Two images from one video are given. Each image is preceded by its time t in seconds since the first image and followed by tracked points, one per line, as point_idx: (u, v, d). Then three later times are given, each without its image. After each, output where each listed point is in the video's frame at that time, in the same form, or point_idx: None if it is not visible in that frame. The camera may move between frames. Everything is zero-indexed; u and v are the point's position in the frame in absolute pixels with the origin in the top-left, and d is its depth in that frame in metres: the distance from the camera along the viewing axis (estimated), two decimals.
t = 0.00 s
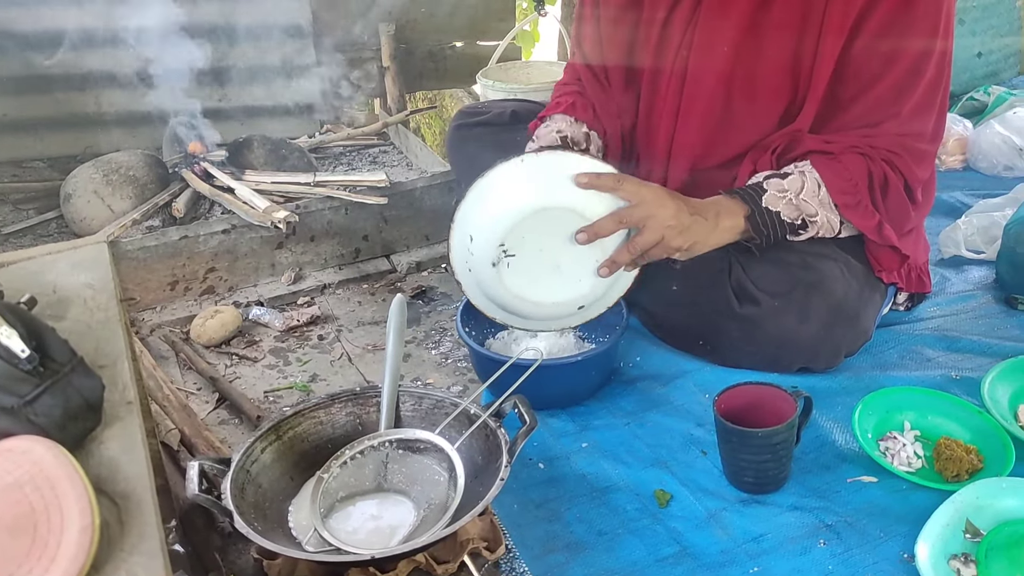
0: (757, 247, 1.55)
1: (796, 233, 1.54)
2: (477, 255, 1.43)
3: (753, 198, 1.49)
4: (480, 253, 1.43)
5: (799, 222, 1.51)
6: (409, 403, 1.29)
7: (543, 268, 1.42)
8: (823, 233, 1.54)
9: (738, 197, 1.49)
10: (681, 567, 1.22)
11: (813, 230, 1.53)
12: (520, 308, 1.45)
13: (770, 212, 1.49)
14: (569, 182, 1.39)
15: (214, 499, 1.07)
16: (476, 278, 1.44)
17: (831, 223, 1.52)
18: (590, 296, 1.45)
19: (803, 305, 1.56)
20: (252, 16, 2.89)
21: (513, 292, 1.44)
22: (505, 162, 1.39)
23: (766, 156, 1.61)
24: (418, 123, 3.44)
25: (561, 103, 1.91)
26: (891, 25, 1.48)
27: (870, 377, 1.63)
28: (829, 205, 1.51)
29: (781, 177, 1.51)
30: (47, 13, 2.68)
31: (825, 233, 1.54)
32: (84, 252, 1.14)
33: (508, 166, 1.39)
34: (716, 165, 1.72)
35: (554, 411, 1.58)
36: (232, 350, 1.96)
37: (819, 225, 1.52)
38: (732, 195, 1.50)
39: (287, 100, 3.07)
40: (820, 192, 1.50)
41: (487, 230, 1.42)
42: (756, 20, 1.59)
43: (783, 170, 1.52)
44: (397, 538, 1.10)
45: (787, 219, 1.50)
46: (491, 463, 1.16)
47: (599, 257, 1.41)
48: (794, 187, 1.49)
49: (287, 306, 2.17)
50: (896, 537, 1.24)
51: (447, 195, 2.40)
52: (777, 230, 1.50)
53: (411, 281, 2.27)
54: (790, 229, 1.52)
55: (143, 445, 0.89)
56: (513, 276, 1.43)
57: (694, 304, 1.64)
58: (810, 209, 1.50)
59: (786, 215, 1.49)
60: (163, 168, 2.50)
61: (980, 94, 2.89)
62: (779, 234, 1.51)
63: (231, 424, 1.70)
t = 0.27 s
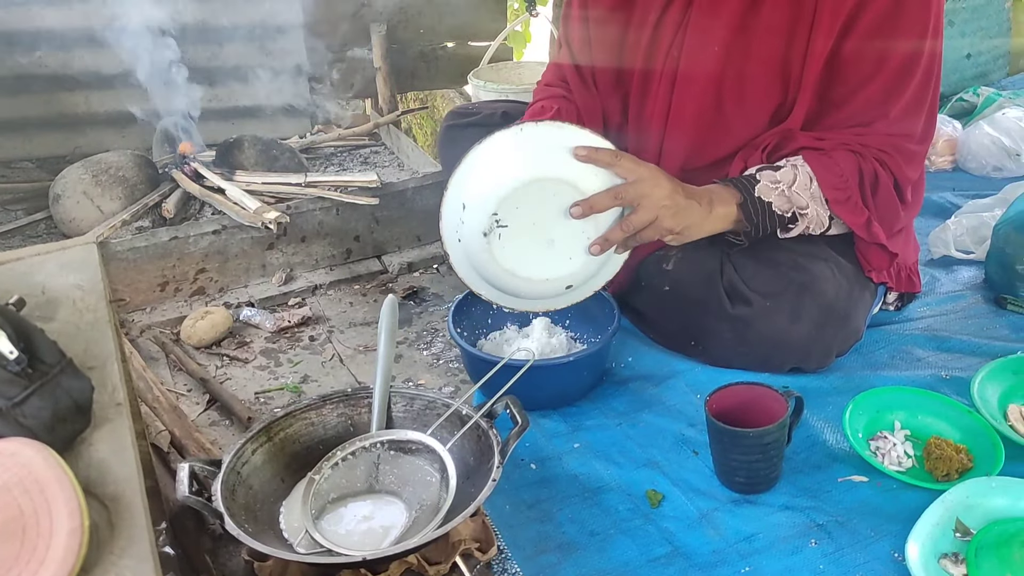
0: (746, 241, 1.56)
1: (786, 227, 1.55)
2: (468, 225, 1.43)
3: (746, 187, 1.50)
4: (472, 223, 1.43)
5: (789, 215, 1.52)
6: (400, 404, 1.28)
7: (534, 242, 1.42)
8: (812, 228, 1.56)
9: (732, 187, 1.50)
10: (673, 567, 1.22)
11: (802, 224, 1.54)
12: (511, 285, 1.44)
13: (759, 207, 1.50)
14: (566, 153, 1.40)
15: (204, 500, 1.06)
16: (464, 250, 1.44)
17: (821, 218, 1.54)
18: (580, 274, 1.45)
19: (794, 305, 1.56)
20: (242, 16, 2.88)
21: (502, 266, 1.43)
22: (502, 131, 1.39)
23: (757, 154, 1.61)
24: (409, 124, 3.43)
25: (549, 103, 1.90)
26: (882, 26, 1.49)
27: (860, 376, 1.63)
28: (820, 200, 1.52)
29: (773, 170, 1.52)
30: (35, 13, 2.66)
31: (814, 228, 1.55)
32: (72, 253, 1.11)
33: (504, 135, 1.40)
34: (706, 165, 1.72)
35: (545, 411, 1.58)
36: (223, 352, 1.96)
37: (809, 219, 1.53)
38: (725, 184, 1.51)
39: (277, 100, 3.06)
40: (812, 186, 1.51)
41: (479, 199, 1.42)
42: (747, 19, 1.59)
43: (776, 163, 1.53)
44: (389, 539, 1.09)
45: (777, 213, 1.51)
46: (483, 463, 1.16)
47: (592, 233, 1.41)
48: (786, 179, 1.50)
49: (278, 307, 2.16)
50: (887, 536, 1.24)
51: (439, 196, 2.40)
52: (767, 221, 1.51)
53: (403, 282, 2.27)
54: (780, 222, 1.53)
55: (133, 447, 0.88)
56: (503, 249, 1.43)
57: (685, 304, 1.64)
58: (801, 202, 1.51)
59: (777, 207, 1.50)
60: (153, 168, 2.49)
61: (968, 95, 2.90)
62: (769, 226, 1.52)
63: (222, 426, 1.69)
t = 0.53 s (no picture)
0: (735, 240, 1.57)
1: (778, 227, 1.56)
2: (462, 211, 1.44)
3: (740, 186, 1.49)
4: (466, 209, 1.43)
5: (781, 214, 1.52)
6: (392, 405, 1.28)
7: (528, 230, 1.43)
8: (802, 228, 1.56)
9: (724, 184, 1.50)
10: (665, 568, 1.22)
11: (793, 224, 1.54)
12: (504, 272, 1.45)
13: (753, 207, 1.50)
14: (563, 144, 1.40)
15: (196, 502, 1.06)
16: (457, 236, 1.45)
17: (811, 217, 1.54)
18: (571, 264, 1.46)
19: (786, 305, 1.57)
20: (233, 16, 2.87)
21: (495, 254, 1.44)
22: (499, 119, 1.38)
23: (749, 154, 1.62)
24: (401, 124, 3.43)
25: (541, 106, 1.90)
26: (870, 27, 1.49)
27: (852, 376, 1.63)
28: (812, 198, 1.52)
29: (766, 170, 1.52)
30: (25, 13, 2.65)
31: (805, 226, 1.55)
32: (63, 254, 1.10)
33: (501, 123, 1.39)
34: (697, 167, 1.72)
35: (538, 411, 1.58)
36: (214, 353, 1.95)
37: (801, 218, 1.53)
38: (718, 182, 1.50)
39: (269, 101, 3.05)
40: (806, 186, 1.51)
41: (475, 186, 1.42)
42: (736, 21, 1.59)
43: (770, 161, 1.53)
44: (381, 540, 1.09)
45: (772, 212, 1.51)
46: (476, 464, 1.16)
47: (586, 224, 1.42)
48: (779, 177, 1.50)
49: (269, 308, 2.15)
50: (878, 535, 1.25)
51: (431, 196, 2.39)
52: (759, 219, 1.51)
53: (395, 282, 2.26)
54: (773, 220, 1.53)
55: (124, 448, 0.88)
56: (496, 236, 1.44)
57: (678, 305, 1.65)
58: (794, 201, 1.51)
59: (770, 205, 1.50)
60: (144, 168, 2.48)
61: (959, 96, 2.91)
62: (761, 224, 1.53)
63: (213, 427, 1.69)
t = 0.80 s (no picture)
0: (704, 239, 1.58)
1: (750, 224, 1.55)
2: (429, 205, 1.36)
3: (713, 176, 1.49)
4: (435, 205, 1.35)
5: (753, 204, 1.51)
6: (386, 405, 1.28)
7: (496, 227, 1.41)
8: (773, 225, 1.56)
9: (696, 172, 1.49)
10: (659, 567, 1.22)
11: (766, 219, 1.54)
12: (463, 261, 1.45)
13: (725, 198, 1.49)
14: (546, 146, 1.34)
15: (189, 503, 1.06)
16: (418, 227, 1.38)
17: (785, 210, 1.53)
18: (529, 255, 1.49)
19: (779, 306, 1.57)
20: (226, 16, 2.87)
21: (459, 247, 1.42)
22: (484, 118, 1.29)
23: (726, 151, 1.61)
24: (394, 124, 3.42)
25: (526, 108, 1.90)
26: (843, 23, 1.50)
27: (845, 376, 1.64)
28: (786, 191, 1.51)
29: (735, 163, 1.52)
30: (17, 13, 2.64)
31: (778, 218, 1.54)
32: (54, 254, 1.10)
33: (483, 121, 1.30)
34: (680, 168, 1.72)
35: (532, 412, 1.58)
36: (207, 353, 1.95)
37: (773, 211, 1.52)
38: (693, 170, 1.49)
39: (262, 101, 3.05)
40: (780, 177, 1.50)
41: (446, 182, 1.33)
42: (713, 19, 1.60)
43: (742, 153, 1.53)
44: (375, 541, 1.08)
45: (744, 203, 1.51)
46: (470, 464, 1.16)
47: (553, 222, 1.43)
48: (752, 167, 1.49)
49: (262, 308, 2.15)
50: (871, 535, 1.25)
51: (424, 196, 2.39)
52: (730, 212, 1.51)
53: (388, 283, 2.26)
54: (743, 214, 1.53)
55: (117, 449, 0.87)
56: (463, 232, 1.40)
57: (671, 305, 1.65)
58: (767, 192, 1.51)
59: (742, 196, 1.50)
60: (136, 168, 2.47)
61: (951, 96, 2.92)
62: (732, 216, 1.52)
63: (207, 428, 1.68)
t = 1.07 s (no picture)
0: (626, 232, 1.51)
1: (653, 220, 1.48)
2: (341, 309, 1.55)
3: (576, 176, 1.43)
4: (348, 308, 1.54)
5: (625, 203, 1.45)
6: (382, 406, 1.28)
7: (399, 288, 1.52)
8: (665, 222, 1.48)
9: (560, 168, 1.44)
10: (654, 567, 1.22)
11: (649, 216, 1.46)
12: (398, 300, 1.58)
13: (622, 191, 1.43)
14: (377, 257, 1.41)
15: (184, 503, 1.05)
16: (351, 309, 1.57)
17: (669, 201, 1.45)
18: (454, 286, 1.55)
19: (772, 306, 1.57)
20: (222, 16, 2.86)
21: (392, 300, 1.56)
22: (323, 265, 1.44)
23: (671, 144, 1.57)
24: (390, 124, 3.43)
25: (515, 109, 1.87)
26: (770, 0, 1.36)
27: (840, 376, 1.64)
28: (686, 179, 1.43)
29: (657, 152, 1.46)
30: (11, 12, 2.63)
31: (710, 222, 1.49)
32: (49, 255, 1.10)
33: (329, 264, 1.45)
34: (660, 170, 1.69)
35: (527, 412, 1.58)
36: (202, 354, 1.94)
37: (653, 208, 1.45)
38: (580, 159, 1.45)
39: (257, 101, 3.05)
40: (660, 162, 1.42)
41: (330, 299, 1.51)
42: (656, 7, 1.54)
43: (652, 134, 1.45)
44: (370, 541, 1.08)
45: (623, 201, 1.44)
46: (465, 465, 1.16)
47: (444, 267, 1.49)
48: (634, 161, 1.42)
49: (257, 309, 2.14)
50: (866, 534, 1.25)
51: (419, 197, 2.39)
52: (600, 212, 1.45)
53: (384, 283, 2.26)
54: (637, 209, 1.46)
55: (111, 450, 0.87)
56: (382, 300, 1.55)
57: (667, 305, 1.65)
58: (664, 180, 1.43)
59: (610, 194, 1.43)
60: (131, 169, 2.47)
61: (946, 96, 2.93)
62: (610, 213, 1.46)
63: (202, 429, 1.68)
